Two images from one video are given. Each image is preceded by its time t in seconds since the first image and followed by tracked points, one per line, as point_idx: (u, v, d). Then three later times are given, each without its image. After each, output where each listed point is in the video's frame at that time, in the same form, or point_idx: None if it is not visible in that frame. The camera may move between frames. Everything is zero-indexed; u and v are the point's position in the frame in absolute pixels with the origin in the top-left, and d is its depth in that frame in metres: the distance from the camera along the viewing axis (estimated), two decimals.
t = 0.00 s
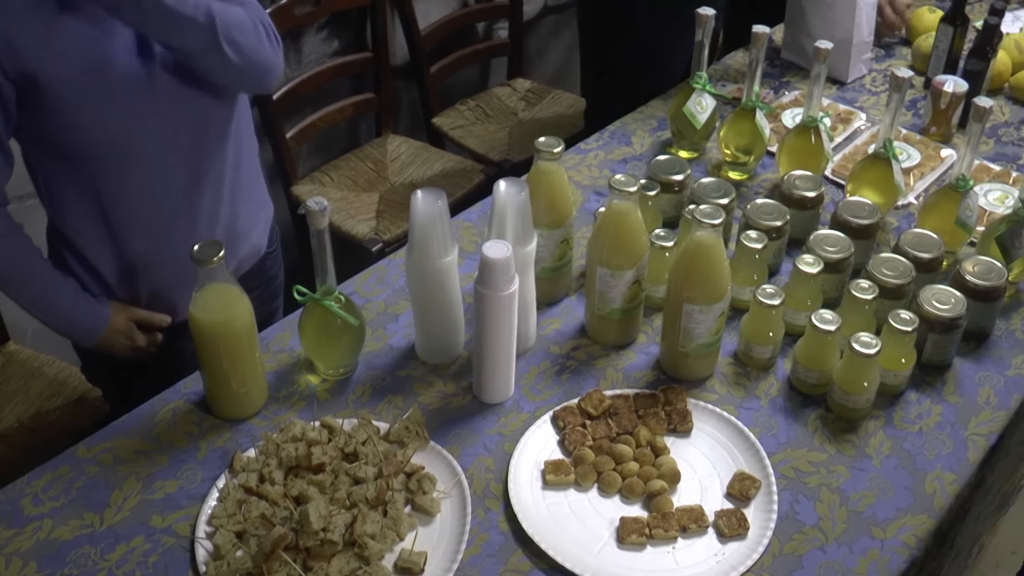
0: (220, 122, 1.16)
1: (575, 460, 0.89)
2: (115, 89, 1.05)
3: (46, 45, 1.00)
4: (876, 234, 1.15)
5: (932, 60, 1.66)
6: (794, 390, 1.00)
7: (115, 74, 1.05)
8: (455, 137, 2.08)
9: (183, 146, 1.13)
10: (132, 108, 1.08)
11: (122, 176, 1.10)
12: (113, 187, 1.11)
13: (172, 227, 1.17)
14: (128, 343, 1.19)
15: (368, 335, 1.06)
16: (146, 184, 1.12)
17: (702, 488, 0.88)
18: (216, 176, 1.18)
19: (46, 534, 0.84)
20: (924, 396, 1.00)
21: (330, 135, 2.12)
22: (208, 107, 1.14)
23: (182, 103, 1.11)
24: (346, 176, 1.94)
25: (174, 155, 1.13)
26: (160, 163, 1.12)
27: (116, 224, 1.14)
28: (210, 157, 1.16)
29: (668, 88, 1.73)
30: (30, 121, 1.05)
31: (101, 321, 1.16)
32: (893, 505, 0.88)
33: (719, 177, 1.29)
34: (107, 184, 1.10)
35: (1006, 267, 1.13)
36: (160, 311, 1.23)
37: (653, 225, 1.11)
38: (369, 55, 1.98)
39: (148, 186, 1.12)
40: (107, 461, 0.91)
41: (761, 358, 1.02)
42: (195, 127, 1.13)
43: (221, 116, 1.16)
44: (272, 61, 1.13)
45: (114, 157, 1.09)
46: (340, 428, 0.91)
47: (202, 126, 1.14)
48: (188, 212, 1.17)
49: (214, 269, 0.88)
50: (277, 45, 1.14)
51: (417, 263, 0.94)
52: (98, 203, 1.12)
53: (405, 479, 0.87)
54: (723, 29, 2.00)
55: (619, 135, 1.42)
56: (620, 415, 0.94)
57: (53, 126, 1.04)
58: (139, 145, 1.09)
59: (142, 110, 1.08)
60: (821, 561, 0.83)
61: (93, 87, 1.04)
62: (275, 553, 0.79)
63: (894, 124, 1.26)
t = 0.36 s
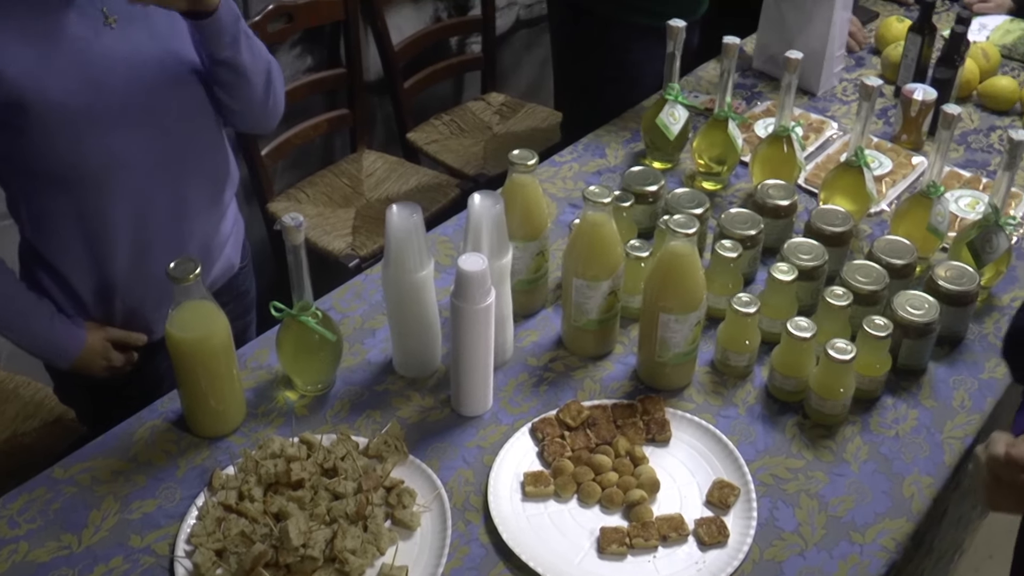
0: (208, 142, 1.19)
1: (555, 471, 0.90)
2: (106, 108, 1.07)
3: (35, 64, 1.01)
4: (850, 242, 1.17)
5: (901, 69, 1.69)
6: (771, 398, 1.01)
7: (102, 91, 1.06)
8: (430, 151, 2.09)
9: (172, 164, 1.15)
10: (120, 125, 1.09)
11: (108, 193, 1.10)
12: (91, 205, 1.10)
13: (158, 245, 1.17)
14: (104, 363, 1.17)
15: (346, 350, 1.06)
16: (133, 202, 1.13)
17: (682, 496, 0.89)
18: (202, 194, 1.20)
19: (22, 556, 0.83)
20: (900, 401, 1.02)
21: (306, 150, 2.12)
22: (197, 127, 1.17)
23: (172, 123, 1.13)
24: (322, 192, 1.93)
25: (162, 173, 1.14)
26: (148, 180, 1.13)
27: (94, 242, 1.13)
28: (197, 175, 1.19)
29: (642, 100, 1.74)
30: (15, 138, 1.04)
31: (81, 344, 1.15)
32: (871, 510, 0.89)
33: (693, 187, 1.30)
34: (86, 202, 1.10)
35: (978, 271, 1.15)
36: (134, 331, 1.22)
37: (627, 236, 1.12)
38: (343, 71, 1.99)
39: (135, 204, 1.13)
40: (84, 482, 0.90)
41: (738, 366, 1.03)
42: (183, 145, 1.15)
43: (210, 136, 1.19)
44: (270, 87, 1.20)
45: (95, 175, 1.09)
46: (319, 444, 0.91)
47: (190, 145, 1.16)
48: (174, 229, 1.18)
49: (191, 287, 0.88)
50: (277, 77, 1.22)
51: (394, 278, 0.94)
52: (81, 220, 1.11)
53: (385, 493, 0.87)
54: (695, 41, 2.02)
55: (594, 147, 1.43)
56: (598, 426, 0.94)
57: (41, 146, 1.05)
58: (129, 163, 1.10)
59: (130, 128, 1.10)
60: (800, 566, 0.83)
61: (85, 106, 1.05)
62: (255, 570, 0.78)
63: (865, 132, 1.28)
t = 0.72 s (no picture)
0: (186, 159, 1.19)
1: (536, 483, 0.90)
2: (84, 125, 1.06)
3: (12, 83, 1.01)
4: (825, 249, 1.18)
5: (874, 78, 1.71)
6: (751, 406, 1.02)
7: (78, 107, 1.06)
8: (407, 166, 2.09)
9: (151, 181, 1.15)
10: (97, 141, 1.08)
11: (87, 210, 1.09)
12: (70, 223, 1.09)
13: (138, 262, 1.16)
14: (85, 385, 1.16)
15: (325, 366, 1.05)
16: (113, 220, 1.12)
17: (663, 506, 0.89)
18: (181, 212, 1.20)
19: None
20: (879, 406, 1.03)
21: (284, 166, 2.12)
22: (175, 144, 1.17)
23: (150, 140, 1.14)
24: (300, 208, 1.93)
25: (142, 191, 1.14)
26: (128, 197, 1.12)
27: (73, 261, 1.12)
28: (175, 192, 1.18)
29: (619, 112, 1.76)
30: None
31: (65, 366, 1.14)
32: (851, 515, 0.90)
33: (670, 198, 1.31)
34: (64, 220, 1.09)
35: (953, 277, 1.16)
36: (118, 351, 1.21)
37: (604, 247, 1.12)
38: (318, 87, 1.99)
39: (116, 222, 1.12)
40: (63, 503, 0.89)
41: (717, 375, 1.03)
42: (161, 163, 1.15)
43: (187, 152, 1.19)
44: (244, 100, 1.21)
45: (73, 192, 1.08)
46: (299, 460, 0.90)
47: (168, 161, 1.16)
48: (154, 245, 1.17)
49: (168, 305, 0.87)
50: (249, 92, 1.23)
51: (372, 292, 0.94)
52: (59, 239, 1.10)
53: (366, 508, 0.86)
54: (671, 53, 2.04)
55: (571, 159, 1.44)
56: (578, 437, 0.95)
57: (20, 165, 1.04)
58: (109, 180, 1.10)
59: (107, 144, 1.09)
60: (782, 573, 0.84)
61: (63, 124, 1.05)
62: None
63: (839, 142, 1.30)
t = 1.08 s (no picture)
0: (169, 181, 1.20)
1: (520, 496, 0.90)
2: (65, 148, 1.06)
3: None
4: (804, 259, 1.19)
5: (851, 88, 1.73)
6: (733, 415, 1.03)
7: (57, 130, 1.05)
8: (388, 182, 2.09)
9: (134, 204, 1.15)
10: (79, 164, 1.08)
11: (67, 232, 1.09)
12: (51, 246, 1.09)
13: (119, 282, 1.16)
14: (65, 405, 1.15)
15: (307, 383, 1.05)
16: (95, 242, 1.12)
17: (647, 517, 0.90)
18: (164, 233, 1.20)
19: None
20: (860, 413, 1.04)
21: (264, 183, 2.12)
22: (158, 165, 1.17)
23: (132, 162, 1.13)
24: (281, 225, 1.93)
25: (123, 212, 1.13)
26: (109, 218, 1.12)
27: (54, 283, 1.11)
28: (158, 213, 1.18)
29: (598, 125, 1.77)
30: None
31: (45, 386, 1.13)
32: (835, 522, 0.90)
33: (650, 210, 1.32)
34: (45, 243, 1.08)
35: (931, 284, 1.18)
36: (98, 370, 1.20)
37: (585, 259, 1.13)
38: (298, 104, 1.99)
39: (97, 244, 1.12)
40: (44, 525, 0.89)
41: (699, 386, 1.04)
42: (143, 184, 1.15)
43: (169, 172, 1.19)
44: (232, 128, 1.22)
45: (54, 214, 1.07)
46: (283, 477, 0.90)
47: (152, 184, 1.17)
48: (135, 267, 1.17)
49: (149, 323, 0.87)
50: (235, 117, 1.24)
51: (353, 308, 0.94)
52: (40, 261, 1.09)
53: (350, 524, 0.86)
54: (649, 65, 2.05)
55: (551, 173, 1.45)
56: (562, 449, 0.95)
57: None
58: (91, 202, 1.10)
59: (89, 167, 1.09)
60: None
61: (43, 147, 1.05)
62: None
63: (817, 151, 1.31)
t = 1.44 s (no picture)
0: (155, 203, 1.21)
1: (507, 510, 0.90)
2: (55, 172, 1.06)
3: None
4: (788, 269, 1.20)
5: (832, 99, 1.75)
6: (720, 426, 1.03)
7: (47, 155, 1.06)
8: (372, 198, 2.09)
9: (123, 225, 1.16)
10: (68, 188, 1.08)
11: (57, 256, 1.09)
12: (40, 272, 1.08)
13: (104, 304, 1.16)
14: (49, 427, 1.13)
15: (293, 400, 1.05)
16: (86, 264, 1.12)
17: (635, 528, 0.90)
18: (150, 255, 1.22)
19: None
20: (845, 422, 1.04)
21: (248, 200, 2.11)
22: (143, 187, 1.18)
23: (119, 184, 1.14)
24: (265, 242, 1.93)
25: (110, 234, 1.14)
26: (95, 241, 1.12)
27: (42, 308, 1.10)
28: (145, 235, 1.20)
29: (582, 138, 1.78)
30: None
31: (28, 409, 1.11)
32: (822, 531, 0.91)
33: (634, 222, 1.33)
34: (35, 269, 1.08)
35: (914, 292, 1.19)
36: (82, 391, 1.19)
37: (569, 273, 1.13)
38: (281, 121, 2.00)
39: (87, 267, 1.12)
40: (28, 547, 0.88)
41: (685, 397, 1.04)
42: (129, 206, 1.16)
43: (153, 193, 1.20)
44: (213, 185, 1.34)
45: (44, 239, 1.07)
46: (269, 494, 0.89)
47: (138, 205, 1.17)
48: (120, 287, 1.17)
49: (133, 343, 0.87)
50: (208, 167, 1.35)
51: (338, 324, 0.94)
52: (28, 286, 1.08)
53: (337, 541, 0.86)
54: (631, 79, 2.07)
55: (534, 187, 1.45)
56: (548, 462, 0.95)
57: None
58: (83, 225, 1.10)
59: (78, 190, 1.09)
60: None
61: (34, 172, 1.04)
62: None
63: (798, 163, 1.33)
